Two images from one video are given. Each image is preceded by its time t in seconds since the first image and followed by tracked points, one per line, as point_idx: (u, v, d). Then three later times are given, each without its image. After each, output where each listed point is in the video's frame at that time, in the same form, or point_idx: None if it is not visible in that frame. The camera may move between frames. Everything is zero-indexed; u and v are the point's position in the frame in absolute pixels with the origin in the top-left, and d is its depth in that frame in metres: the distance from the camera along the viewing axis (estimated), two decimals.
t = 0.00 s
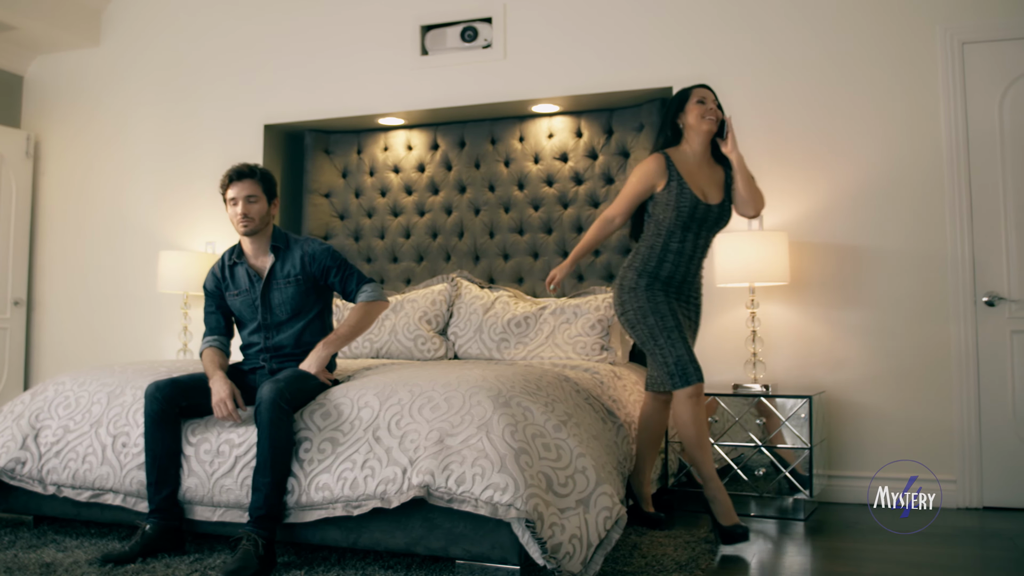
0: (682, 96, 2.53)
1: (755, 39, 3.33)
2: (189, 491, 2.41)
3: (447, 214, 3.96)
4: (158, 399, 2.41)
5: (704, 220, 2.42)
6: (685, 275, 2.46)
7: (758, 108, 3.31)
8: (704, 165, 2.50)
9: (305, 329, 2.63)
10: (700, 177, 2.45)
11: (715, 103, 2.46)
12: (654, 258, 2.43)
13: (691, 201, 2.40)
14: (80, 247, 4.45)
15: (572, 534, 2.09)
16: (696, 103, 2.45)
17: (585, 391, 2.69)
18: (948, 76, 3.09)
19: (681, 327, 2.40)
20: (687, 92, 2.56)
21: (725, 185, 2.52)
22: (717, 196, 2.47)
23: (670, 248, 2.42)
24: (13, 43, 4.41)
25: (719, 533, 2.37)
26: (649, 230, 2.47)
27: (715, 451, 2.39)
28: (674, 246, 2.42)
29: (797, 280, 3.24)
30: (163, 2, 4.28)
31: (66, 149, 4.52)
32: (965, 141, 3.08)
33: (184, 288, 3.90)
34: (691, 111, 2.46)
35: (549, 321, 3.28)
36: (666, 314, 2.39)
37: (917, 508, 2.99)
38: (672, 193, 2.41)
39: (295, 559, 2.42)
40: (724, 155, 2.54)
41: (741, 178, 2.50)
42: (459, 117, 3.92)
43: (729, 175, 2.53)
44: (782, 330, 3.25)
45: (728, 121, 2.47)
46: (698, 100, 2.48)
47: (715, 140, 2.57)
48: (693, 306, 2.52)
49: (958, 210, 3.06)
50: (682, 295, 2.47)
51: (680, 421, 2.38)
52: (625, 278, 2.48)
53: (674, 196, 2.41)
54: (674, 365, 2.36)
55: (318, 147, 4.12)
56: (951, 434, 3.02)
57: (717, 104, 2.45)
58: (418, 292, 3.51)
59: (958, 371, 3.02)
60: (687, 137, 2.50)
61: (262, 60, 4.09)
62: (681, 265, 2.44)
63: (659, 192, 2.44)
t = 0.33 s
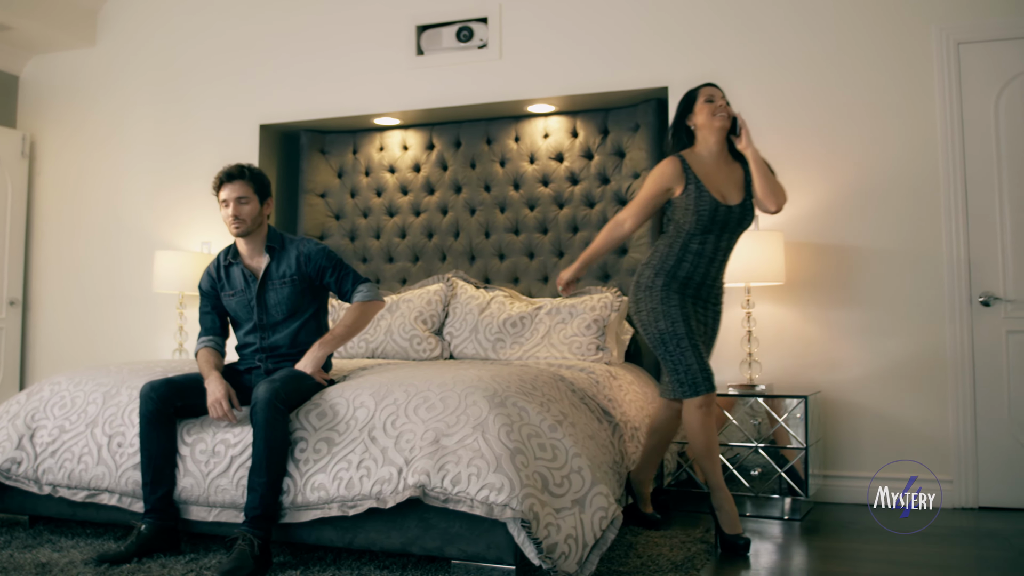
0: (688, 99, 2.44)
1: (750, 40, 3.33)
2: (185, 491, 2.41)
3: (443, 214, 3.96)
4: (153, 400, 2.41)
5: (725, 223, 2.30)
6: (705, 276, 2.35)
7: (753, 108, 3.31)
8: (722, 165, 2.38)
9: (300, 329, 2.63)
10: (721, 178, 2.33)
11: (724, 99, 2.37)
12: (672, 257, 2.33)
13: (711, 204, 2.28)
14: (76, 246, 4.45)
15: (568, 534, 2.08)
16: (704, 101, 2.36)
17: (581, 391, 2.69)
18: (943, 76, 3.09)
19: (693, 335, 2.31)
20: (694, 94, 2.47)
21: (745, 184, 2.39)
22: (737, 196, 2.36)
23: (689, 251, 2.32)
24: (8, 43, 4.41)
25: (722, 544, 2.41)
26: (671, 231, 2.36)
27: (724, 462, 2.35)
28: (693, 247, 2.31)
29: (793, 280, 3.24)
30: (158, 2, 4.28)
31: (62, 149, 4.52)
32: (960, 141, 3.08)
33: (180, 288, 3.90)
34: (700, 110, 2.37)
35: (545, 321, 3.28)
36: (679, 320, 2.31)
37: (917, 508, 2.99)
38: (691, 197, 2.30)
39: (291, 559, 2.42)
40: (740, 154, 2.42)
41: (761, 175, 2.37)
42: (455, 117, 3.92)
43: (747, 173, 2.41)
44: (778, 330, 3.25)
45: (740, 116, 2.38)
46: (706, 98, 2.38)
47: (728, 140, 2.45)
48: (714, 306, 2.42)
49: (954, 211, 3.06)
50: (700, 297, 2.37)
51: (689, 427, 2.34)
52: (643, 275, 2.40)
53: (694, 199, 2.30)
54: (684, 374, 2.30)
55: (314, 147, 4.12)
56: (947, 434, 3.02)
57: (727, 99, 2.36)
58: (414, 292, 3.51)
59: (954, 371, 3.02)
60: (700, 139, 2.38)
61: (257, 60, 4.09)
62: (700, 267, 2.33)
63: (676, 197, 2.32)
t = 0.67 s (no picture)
0: (703, 83, 2.27)
1: (745, 40, 3.33)
2: (180, 491, 2.41)
3: (438, 214, 3.96)
4: (148, 400, 2.41)
5: (744, 210, 2.17)
6: (723, 267, 2.20)
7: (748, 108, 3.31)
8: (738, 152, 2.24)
9: (296, 329, 2.63)
10: (735, 163, 2.20)
11: (740, 86, 2.18)
12: (686, 251, 2.19)
13: (730, 189, 2.15)
14: (71, 246, 4.45)
15: (563, 534, 2.08)
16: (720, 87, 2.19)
17: (576, 391, 2.69)
18: (939, 76, 3.09)
19: (705, 335, 2.18)
20: (710, 77, 2.31)
21: (763, 171, 2.24)
22: (755, 182, 2.22)
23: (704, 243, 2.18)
24: (4, 43, 4.41)
25: (717, 543, 2.40)
26: (687, 218, 2.22)
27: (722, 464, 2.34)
28: (710, 237, 2.17)
29: (788, 280, 3.24)
30: (154, 2, 4.28)
31: (58, 148, 4.51)
32: (956, 141, 3.08)
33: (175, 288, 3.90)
34: (715, 98, 2.20)
35: (540, 321, 3.28)
36: (691, 318, 2.19)
37: (917, 508, 2.99)
38: (710, 184, 2.15)
39: (286, 559, 2.42)
40: (757, 139, 2.27)
41: (777, 162, 2.22)
42: (451, 117, 3.92)
43: (765, 160, 2.26)
44: (773, 330, 3.25)
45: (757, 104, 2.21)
46: (722, 85, 2.20)
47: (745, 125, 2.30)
48: (735, 297, 2.26)
49: (949, 210, 3.06)
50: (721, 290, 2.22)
51: (690, 428, 2.26)
52: (656, 272, 2.26)
53: (713, 188, 2.16)
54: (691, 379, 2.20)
55: (309, 147, 4.12)
56: (942, 435, 3.02)
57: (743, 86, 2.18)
58: (409, 292, 3.51)
59: (949, 371, 3.02)
60: (713, 126, 2.24)
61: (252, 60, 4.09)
62: (717, 257, 2.18)
63: (698, 186, 2.18)
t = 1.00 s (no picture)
0: (722, 63, 2.19)
1: (740, 39, 3.32)
2: (176, 491, 2.41)
3: (434, 214, 3.96)
4: (143, 400, 2.41)
5: (757, 192, 2.06)
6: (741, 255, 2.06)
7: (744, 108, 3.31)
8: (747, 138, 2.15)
9: (292, 329, 2.62)
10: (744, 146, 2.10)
11: (759, 74, 2.12)
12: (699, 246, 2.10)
13: (740, 173, 2.05)
14: (66, 246, 4.45)
15: (559, 534, 2.08)
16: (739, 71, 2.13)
17: (571, 391, 2.69)
18: (934, 75, 3.09)
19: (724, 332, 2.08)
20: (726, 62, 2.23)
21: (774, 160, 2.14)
22: (764, 168, 2.11)
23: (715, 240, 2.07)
24: None
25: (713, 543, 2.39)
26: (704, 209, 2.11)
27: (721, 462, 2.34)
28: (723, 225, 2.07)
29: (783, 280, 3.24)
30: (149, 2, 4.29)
31: (54, 148, 4.51)
32: (951, 141, 3.08)
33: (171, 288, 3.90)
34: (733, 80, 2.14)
35: (536, 321, 3.29)
36: (709, 317, 2.09)
37: (917, 508, 2.99)
38: (719, 166, 2.06)
39: (281, 559, 2.42)
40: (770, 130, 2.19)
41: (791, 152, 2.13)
42: (446, 117, 3.92)
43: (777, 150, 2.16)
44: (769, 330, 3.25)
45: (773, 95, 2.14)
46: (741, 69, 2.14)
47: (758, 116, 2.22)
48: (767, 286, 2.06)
49: (945, 210, 3.06)
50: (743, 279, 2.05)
51: (695, 425, 2.27)
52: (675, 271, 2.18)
53: (722, 172, 2.06)
54: (716, 374, 2.12)
55: (305, 147, 4.12)
56: (938, 435, 3.02)
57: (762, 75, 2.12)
58: (405, 292, 3.51)
59: (944, 371, 3.03)
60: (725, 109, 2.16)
61: (248, 60, 4.09)
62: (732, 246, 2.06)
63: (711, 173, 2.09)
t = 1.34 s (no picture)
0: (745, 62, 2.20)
1: (735, 39, 3.32)
2: (171, 491, 2.41)
3: (430, 214, 3.96)
4: (137, 400, 2.40)
5: (776, 194, 2.05)
6: (764, 261, 2.02)
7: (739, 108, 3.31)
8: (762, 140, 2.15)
9: (287, 329, 2.63)
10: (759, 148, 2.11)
11: (782, 77, 2.13)
12: (721, 253, 2.08)
13: (760, 174, 2.04)
14: (61, 246, 4.46)
15: (554, 534, 2.08)
16: (762, 73, 2.13)
17: (566, 391, 2.69)
18: (930, 76, 3.10)
19: (744, 340, 2.05)
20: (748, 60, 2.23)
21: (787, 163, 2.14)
22: (780, 171, 2.11)
23: (736, 244, 2.04)
24: None
25: (709, 543, 2.38)
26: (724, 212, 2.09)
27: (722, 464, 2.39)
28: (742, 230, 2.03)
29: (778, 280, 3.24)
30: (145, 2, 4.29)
31: (50, 147, 4.51)
32: (946, 141, 3.09)
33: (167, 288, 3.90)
34: (754, 80, 2.13)
35: (532, 321, 3.28)
36: (729, 325, 2.07)
37: (917, 508, 3.00)
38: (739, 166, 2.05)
39: (277, 559, 2.42)
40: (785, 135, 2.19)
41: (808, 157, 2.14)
42: (442, 117, 3.92)
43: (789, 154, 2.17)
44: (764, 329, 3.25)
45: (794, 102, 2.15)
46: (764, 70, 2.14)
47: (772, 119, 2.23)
48: (791, 294, 2.02)
49: (940, 211, 3.06)
50: (765, 286, 2.02)
51: (702, 425, 2.33)
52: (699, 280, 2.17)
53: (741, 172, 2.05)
54: (732, 381, 2.10)
55: (301, 147, 4.12)
56: (934, 435, 3.02)
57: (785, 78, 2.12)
58: (401, 292, 3.51)
59: (940, 370, 3.03)
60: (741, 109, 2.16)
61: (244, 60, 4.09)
62: (755, 251, 2.02)
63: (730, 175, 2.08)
